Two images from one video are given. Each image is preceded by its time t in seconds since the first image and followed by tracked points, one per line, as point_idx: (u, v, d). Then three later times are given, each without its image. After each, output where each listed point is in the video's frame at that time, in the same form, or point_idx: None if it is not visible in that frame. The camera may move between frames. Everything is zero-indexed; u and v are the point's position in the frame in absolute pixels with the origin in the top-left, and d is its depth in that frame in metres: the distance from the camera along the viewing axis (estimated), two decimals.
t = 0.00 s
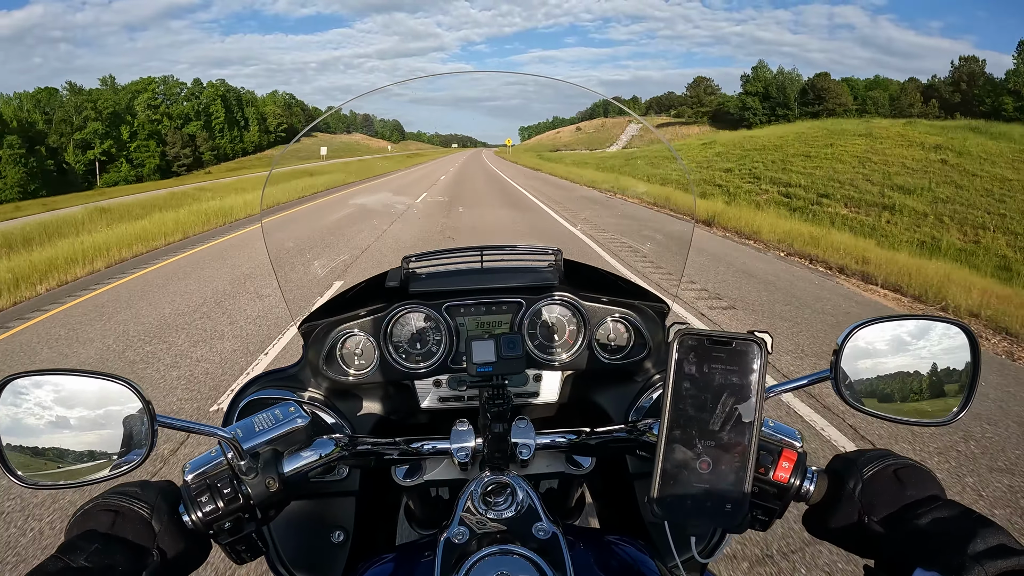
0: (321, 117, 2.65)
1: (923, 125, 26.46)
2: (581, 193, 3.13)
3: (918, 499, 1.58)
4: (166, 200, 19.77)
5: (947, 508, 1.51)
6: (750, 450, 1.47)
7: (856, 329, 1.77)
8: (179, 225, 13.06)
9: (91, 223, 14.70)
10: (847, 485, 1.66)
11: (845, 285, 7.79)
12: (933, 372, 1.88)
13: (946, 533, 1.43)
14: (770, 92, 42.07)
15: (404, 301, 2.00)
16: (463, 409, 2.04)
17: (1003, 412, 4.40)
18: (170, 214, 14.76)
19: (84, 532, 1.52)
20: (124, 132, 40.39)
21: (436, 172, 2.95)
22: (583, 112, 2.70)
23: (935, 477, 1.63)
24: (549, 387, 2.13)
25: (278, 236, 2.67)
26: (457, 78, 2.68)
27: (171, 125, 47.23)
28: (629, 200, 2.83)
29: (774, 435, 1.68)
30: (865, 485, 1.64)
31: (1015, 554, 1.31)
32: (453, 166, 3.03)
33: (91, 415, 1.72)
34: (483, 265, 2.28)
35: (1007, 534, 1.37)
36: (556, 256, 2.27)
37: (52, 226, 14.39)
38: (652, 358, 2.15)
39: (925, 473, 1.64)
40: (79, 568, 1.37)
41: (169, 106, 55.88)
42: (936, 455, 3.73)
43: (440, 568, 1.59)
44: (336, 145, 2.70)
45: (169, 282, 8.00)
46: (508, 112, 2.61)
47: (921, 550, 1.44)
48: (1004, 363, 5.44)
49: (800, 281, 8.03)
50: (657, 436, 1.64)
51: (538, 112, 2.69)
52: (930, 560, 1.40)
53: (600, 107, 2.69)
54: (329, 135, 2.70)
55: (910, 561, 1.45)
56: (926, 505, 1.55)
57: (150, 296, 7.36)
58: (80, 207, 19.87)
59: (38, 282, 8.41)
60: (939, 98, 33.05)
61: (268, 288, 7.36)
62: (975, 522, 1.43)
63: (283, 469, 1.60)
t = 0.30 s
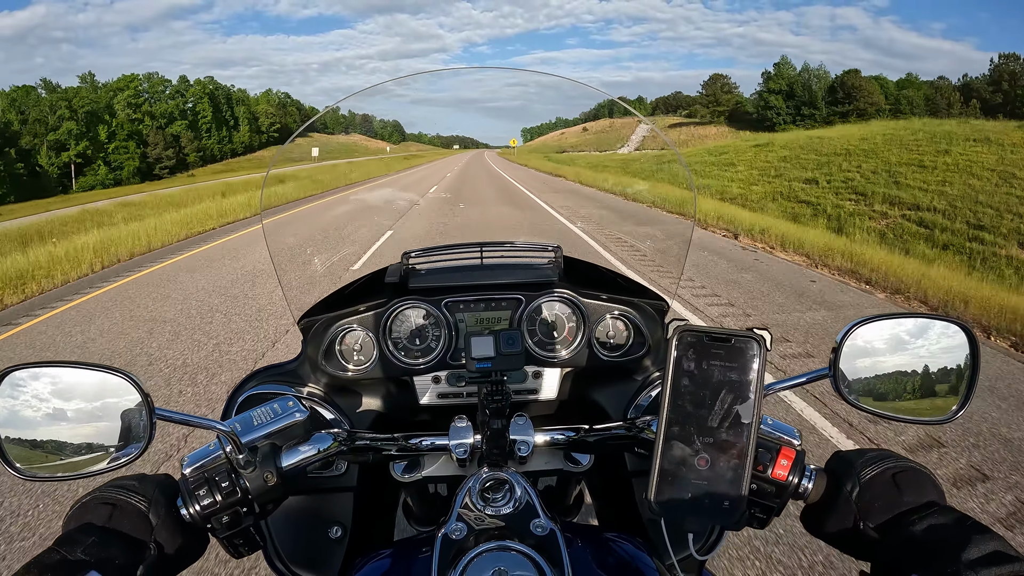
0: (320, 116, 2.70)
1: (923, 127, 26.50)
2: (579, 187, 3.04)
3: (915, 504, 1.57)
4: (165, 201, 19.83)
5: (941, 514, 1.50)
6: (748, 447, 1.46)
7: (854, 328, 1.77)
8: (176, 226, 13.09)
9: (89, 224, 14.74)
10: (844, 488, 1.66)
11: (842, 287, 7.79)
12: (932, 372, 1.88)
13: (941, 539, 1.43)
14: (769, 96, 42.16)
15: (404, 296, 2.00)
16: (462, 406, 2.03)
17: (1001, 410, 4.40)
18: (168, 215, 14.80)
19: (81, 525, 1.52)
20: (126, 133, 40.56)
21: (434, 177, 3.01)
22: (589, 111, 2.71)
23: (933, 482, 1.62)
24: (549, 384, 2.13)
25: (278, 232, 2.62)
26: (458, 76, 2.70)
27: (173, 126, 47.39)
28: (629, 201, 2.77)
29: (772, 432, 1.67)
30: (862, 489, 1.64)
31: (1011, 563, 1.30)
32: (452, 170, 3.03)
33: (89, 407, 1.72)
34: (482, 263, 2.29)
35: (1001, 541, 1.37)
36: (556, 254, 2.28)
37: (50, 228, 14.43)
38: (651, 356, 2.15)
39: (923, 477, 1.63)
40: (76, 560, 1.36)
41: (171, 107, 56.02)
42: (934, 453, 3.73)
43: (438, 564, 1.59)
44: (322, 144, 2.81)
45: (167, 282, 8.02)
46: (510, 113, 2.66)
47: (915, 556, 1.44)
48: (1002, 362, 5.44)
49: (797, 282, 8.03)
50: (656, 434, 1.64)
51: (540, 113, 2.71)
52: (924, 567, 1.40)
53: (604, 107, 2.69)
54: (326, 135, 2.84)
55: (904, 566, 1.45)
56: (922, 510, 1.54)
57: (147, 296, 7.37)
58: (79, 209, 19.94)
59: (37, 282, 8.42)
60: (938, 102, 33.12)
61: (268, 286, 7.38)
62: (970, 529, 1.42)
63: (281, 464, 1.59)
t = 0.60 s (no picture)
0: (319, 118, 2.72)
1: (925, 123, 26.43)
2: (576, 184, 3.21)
3: (906, 514, 1.60)
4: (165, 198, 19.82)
5: (932, 524, 1.52)
6: (743, 454, 1.48)
7: (851, 332, 1.78)
8: (177, 224, 13.12)
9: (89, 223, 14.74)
10: (836, 496, 1.69)
11: (842, 287, 7.81)
12: (926, 376, 1.89)
13: (930, 548, 1.45)
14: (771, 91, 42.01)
15: (403, 300, 2.01)
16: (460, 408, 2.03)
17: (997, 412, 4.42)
18: (168, 213, 14.81)
19: (83, 527, 1.54)
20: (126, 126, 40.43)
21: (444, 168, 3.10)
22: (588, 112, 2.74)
23: (925, 492, 1.64)
24: (548, 388, 2.12)
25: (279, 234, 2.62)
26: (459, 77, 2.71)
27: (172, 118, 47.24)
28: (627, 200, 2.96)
29: (766, 439, 1.69)
30: (854, 496, 1.66)
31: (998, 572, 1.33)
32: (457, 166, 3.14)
33: (89, 407, 1.73)
34: (482, 266, 2.32)
35: (990, 551, 1.39)
36: (554, 258, 2.30)
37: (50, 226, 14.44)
38: (648, 360, 2.16)
39: (915, 487, 1.65)
40: (79, 562, 1.38)
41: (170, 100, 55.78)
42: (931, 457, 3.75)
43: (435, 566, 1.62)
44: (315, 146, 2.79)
45: (167, 282, 8.03)
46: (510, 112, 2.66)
47: (905, 564, 1.46)
48: (999, 363, 5.46)
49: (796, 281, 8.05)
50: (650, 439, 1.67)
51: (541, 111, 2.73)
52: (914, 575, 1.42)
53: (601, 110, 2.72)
54: (324, 136, 2.81)
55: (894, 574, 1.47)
56: (913, 520, 1.57)
57: (147, 295, 7.39)
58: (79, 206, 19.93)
59: (39, 280, 8.45)
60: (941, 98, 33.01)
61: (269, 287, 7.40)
62: (959, 539, 1.44)
63: (282, 467, 1.60)
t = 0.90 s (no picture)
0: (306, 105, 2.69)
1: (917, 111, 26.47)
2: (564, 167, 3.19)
3: (891, 500, 1.60)
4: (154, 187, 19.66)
5: (919, 510, 1.54)
6: (730, 440, 1.48)
7: (838, 323, 1.79)
8: (170, 213, 13.08)
9: (78, 213, 14.63)
10: (823, 483, 1.70)
11: (832, 273, 7.84)
12: (913, 366, 1.91)
13: (915, 534, 1.47)
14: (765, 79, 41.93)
15: (393, 286, 2.01)
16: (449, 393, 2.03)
17: (983, 399, 4.47)
18: (160, 202, 14.73)
19: (74, 513, 1.52)
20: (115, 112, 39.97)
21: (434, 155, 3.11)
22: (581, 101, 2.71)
23: (911, 478, 1.65)
24: (537, 373, 2.14)
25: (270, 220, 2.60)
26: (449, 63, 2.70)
27: (162, 106, 46.75)
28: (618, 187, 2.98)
29: (754, 425, 1.69)
30: (841, 483, 1.67)
31: (981, 559, 1.34)
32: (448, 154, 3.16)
33: (80, 395, 1.73)
34: (471, 251, 2.28)
35: (972, 537, 1.40)
36: (544, 245, 2.28)
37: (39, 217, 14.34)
38: (637, 347, 2.16)
39: (901, 473, 1.66)
40: (71, 548, 1.37)
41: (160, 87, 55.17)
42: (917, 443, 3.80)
43: (425, 551, 1.63)
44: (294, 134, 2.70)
45: (159, 273, 8.00)
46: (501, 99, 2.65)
47: (889, 550, 1.47)
48: (986, 349, 5.52)
49: (787, 267, 8.08)
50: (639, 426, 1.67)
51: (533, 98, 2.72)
52: (897, 561, 1.44)
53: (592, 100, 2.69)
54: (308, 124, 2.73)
55: (879, 560, 1.49)
56: (897, 506, 1.57)
57: (137, 286, 7.36)
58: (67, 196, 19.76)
59: (29, 271, 8.39)
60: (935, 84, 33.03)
61: (262, 275, 7.41)
62: (942, 527, 1.45)
63: (272, 452, 1.61)
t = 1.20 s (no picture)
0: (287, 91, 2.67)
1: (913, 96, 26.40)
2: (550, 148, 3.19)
3: (882, 484, 1.59)
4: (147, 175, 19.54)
5: (910, 494, 1.53)
6: (720, 422, 1.47)
7: (830, 306, 1.78)
8: (160, 201, 13.01)
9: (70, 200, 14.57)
10: (814, 466, 1.67)
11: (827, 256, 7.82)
12: (905, 350, 1.91)
13: (907, 519, 1.46)
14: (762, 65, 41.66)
15: (384, 268, 2.01)
16: (439, 375, 2.05)
17: (975, 384, 4.48)
18: (148, 191, 14.62)
19: (63, 500, 1.45)
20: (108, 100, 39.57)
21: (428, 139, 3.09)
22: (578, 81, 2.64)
23: (903, 462, 1.63)
24: (527, 355, 2.16)
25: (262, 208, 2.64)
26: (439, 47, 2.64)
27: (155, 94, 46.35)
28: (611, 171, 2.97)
29: (745, 408, 1.66)
30: (833, 467, 1.65)
31: (972, 545, 1.36)
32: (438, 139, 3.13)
33: (70, 379, 1.72)
34: (463, 232, 2.22)
35: (963, 522, 1.41)
36: (536, 227, 2.20)
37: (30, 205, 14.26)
38: (629, 330, 2.15)
39: (892, 456, 1.64)
40: (59, 535, 1.33)
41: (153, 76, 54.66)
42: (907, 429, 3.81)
43: (416, 534, 1.64)
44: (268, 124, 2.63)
45: (151, 261, 7.95)
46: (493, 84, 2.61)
47: (882, 537, 1.47)
48: (978, 332, 5.53)
49: (781, 250, 8.08)
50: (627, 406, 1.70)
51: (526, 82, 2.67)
52: (888, 546, 1.44)
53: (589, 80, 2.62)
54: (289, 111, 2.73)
55: (871, 546, 1.48)
56: (888, 491, 1.56)
57: (129, 275, 7.32)
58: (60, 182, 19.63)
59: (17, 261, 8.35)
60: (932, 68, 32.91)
61: (254, 262, 7.40)
62: (933, 511, 1.46)
63: (261, 435, 1.58)
